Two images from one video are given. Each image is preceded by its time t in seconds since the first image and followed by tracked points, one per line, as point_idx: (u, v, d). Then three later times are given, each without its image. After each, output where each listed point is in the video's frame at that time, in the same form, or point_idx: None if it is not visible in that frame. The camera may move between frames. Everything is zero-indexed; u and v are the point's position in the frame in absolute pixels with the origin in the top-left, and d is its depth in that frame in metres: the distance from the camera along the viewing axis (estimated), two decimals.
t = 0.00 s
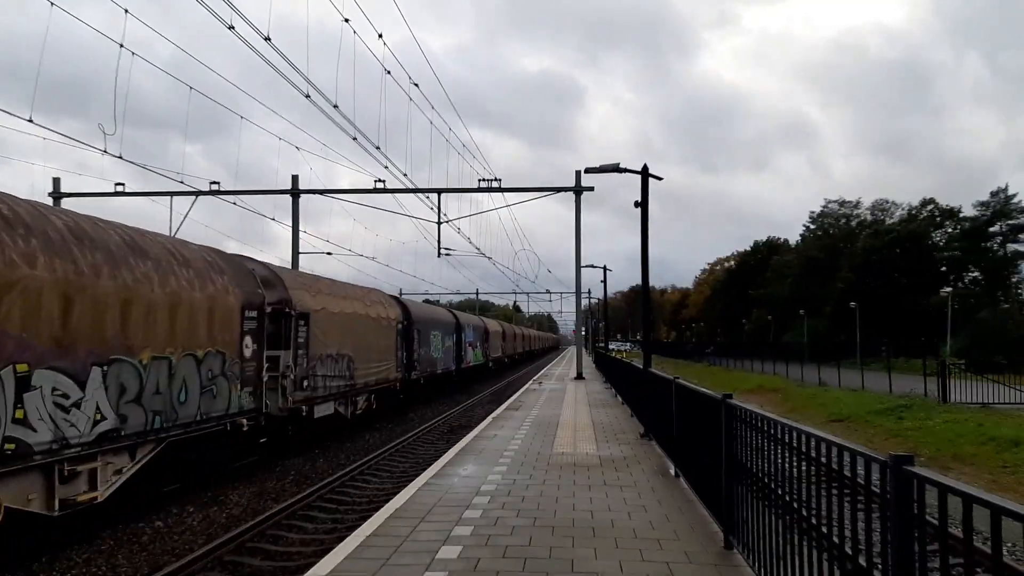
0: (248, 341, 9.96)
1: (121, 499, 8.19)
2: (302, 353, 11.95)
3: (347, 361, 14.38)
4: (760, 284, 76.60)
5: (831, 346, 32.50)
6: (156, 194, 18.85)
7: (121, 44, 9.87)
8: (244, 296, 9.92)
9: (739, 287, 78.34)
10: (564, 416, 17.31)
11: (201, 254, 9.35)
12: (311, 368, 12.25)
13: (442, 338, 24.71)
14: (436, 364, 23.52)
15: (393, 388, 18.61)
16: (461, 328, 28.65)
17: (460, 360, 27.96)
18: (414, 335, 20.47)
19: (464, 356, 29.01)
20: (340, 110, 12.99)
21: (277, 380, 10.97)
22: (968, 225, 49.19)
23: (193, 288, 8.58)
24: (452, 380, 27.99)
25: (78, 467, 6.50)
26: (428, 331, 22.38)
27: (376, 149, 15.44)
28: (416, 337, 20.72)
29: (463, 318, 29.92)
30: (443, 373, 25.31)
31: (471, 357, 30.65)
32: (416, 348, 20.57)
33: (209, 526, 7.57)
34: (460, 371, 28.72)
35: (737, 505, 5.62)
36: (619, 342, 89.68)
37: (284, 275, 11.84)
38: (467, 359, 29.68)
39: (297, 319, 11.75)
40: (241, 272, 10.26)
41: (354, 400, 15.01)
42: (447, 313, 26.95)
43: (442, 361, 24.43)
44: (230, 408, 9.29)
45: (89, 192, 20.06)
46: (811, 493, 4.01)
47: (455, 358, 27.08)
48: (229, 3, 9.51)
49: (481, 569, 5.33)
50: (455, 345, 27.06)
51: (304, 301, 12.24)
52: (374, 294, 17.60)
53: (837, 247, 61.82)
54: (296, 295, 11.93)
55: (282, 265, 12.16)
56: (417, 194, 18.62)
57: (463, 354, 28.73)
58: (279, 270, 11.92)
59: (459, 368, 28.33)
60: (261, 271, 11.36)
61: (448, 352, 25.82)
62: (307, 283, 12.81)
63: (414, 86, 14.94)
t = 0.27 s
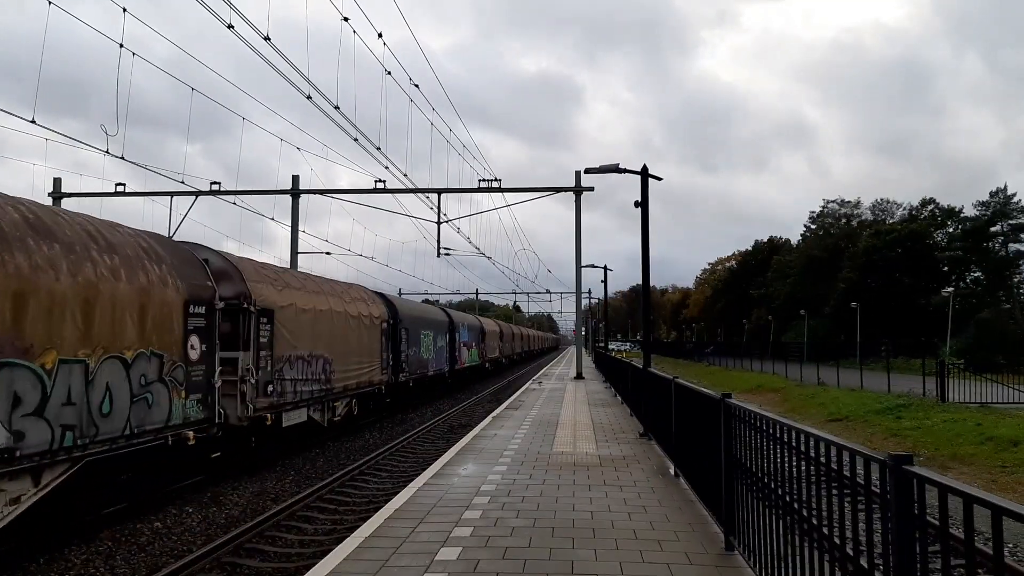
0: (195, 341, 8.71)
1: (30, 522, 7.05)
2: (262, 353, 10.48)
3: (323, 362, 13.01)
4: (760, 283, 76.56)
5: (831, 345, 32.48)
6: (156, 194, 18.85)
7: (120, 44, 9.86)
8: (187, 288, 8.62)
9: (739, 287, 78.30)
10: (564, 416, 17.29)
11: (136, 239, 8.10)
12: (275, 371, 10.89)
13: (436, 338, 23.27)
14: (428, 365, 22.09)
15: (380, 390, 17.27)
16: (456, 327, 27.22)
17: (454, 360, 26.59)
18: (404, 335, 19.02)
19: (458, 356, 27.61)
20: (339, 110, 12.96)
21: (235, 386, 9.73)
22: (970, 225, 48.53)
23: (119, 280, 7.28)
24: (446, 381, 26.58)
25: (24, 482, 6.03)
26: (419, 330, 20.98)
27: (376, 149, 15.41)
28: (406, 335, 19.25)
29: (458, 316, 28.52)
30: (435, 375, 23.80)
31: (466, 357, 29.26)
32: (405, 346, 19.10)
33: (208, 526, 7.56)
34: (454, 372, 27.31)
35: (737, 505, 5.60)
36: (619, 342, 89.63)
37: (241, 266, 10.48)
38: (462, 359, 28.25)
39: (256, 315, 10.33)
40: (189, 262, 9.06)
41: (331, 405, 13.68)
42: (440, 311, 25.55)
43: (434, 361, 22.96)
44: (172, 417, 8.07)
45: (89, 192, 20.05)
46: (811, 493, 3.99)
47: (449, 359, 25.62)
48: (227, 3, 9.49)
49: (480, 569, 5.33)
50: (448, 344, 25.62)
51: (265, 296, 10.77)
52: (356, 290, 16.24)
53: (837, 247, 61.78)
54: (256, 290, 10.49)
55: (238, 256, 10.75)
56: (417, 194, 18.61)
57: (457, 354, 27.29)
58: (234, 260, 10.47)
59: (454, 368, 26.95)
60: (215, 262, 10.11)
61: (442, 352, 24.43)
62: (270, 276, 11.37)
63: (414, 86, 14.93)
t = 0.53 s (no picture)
0: (126, 341, 7.43)
1: None
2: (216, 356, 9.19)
3: (291, 365, 11.63)
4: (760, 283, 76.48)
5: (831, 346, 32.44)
6: (156, 194, 18.85)
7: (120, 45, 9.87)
8: (113, 277, 7.32)
9: (738, 287, 78.22)
10: (564, 416, 17.30)
11: (41, 218, 6.78)
12: (229, 375, 9.57)
13: (425, 338, 21.91)
14: (416, 366, 20.73)
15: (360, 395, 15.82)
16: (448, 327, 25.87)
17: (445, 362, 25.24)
18: (387, 335, 17.63)
19: (450, 357, 26.27)
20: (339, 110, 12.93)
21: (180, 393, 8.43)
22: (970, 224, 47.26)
23: (12, 267, 6.01)
24: (436, 383, 25.19)
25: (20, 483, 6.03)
26: (405, 330, 19.56)
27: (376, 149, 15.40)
28: (389, 336, 17.87)
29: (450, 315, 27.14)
30: (425, 377, 22.44)
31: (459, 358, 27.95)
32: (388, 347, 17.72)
33: (208, 526, 7.59)
34: (445, 374, 25.94)
35: (737, 504, 5.63)
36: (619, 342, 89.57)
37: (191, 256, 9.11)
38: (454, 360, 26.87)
39: (209, 312, 9.04)
40: (121, 248, 7.78)
41: (303, 413, 12.31)
42: (431, 309, 24.22)
43: (423, 363, 21.58)
44: (85, 434, 6.82)
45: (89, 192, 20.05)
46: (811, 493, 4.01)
47: (439, 361, 24.27)
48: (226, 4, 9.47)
49: (481, 568, 5.35)
50: (437, 345, 24.21)
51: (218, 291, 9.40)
52: (335, 285, 14.80)
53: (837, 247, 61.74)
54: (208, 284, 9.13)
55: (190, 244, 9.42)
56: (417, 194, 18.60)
57: (448, 355, 25.92)
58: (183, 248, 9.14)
59: (445, 370, 25.58)
60: (157, 249, 8.60)
61: (432, 353, 23.04)
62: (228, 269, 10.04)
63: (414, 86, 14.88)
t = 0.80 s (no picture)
0: (15, 341, 6.02)
1: None
2: (150, 359, 7.56)
3: (252, 367, 9.90)
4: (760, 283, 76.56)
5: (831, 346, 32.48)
6: (156, 194, 18.85)
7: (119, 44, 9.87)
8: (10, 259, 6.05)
9: (739, 287, 78.33)
10: (564, 416, 17.28)
11: None
12: (173, 383, 7.95)
13: (415, 338, 20.46)
14: (406, 368, 19.19)
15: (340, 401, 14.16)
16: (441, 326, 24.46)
17: (438, 363, 23.84)
18: (374, 333, 16.09)
19: (443, 358, 24.88)
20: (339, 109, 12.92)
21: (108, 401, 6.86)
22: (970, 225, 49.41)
23: None
24: (428, 386, 23.71)
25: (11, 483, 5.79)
26: (395, 329, 18.05)
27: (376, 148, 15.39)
28: (377, 335, 16.31)
29: (443, 313, 25.76)
30: (416, 379, 20.97)
31: (452, 359, 26.52)
32: (375, 347, 16.13)
33: (208, 526, 7.57)
34: (438, 376, 24.52)
35: (737, 504, 5.63)
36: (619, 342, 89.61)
37: (111, 236, 7.43)
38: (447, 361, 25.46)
39: (137, 305, 7.38)
40: (7, 226, 6.15)
41: (266, 423, 10.56)
42: (423, 307, 22.81)
43: (415, 364, 20.08)
44: None
45: (89, 193, 20.04)
46: (811, 493, 4.01)
47: (432, 362, 22.83)
48: (227, 4, 9.49)
49: (481, 568, 5.34)
50: (430, 346, 22.73)
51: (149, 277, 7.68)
52: (312, 279, 13.23)
53: (837, 247, 61.84)
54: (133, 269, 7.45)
55: (112, 223, 7.73)
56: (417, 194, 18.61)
57: (441, 356, 24.51)
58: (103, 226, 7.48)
59: (437, 372, 24.11)
60: (76, 232, 7.18)
61: (423, 354, 21.60)
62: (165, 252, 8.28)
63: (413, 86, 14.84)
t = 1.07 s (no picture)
0: None
1: None
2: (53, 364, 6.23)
3: (200, 372, 8.63)
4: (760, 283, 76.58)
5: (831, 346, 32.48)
6: (157, 194, 18.86)
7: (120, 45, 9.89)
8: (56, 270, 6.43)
9: (738, 287, 78.37)
10: (564, 416, 17.28)
11: None
12: (89, 393, 6.65)
13: (401, 339, 19.15)
14: (391, 371, 17.84)
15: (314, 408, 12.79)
16: (430, 326, 23.12)
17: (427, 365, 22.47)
18: (352, 334, 14.78)
19: (434, 360, 23.58)
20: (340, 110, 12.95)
21: None
22: (971, 225, 50.07)
23: None
24: (416, 390, 22.34)
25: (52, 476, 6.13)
26: (376, 330, 16.68)
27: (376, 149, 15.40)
28: (355, 335, 14.99)
29: (434, 312, 24.47)
30: (404, 382, 19.68)
31: (444, 361, 25.17)
32: (353, 347, 14.78)
33: (208, 526, 7.58)
34: (428, 379, 23.19)
35: (736, 505, 5.64)
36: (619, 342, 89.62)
37: (4, 214, 6.13)
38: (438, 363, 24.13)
39: (38, 297, 6.13)
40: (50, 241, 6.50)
41: (219, 436, 9.24)
42: (411, 305, 21.50)
43: (400, 367, 18.73)
44: None
45: (89, 193, 20.07)
46: (811, 494, 4.01)
47: (420, 364, 21.49)
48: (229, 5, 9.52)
49: (481, 568, 5.34)
50: (418, 347, 21.32)
51: (48, 262, 6.33)
52: (279, 273, 11.97)
53: (837, 247, 61.87)
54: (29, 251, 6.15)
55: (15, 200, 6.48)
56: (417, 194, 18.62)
57: (431, 359, 23.17)
58: None
59: (427, 375, 22.77)
60: None
61: (411, 356, 20.29)
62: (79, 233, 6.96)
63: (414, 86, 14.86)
